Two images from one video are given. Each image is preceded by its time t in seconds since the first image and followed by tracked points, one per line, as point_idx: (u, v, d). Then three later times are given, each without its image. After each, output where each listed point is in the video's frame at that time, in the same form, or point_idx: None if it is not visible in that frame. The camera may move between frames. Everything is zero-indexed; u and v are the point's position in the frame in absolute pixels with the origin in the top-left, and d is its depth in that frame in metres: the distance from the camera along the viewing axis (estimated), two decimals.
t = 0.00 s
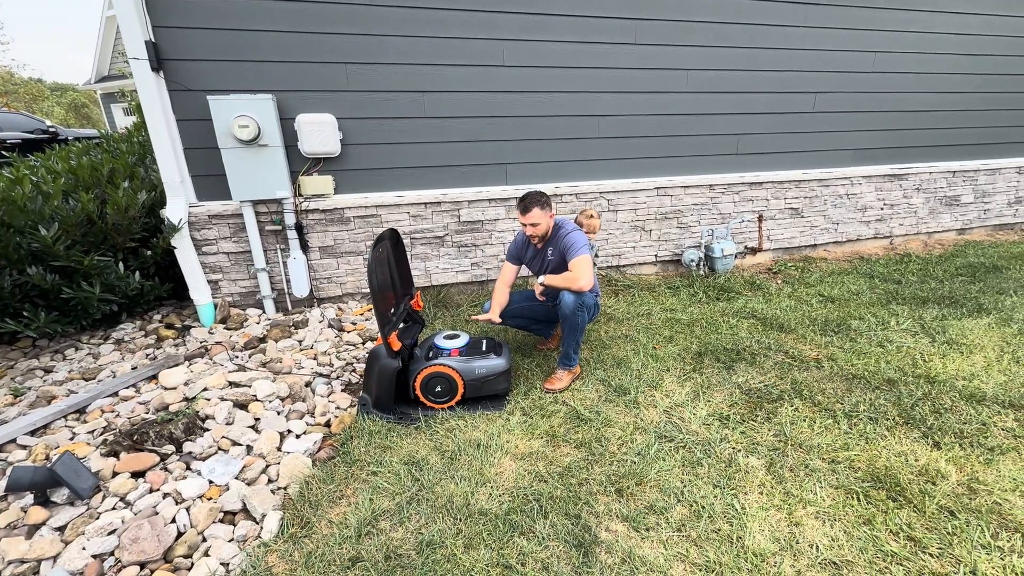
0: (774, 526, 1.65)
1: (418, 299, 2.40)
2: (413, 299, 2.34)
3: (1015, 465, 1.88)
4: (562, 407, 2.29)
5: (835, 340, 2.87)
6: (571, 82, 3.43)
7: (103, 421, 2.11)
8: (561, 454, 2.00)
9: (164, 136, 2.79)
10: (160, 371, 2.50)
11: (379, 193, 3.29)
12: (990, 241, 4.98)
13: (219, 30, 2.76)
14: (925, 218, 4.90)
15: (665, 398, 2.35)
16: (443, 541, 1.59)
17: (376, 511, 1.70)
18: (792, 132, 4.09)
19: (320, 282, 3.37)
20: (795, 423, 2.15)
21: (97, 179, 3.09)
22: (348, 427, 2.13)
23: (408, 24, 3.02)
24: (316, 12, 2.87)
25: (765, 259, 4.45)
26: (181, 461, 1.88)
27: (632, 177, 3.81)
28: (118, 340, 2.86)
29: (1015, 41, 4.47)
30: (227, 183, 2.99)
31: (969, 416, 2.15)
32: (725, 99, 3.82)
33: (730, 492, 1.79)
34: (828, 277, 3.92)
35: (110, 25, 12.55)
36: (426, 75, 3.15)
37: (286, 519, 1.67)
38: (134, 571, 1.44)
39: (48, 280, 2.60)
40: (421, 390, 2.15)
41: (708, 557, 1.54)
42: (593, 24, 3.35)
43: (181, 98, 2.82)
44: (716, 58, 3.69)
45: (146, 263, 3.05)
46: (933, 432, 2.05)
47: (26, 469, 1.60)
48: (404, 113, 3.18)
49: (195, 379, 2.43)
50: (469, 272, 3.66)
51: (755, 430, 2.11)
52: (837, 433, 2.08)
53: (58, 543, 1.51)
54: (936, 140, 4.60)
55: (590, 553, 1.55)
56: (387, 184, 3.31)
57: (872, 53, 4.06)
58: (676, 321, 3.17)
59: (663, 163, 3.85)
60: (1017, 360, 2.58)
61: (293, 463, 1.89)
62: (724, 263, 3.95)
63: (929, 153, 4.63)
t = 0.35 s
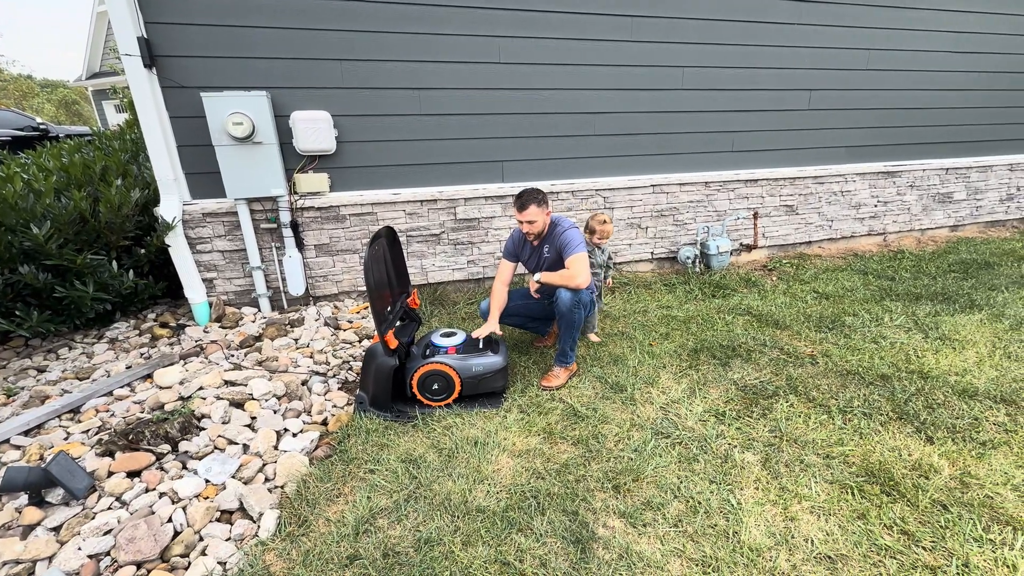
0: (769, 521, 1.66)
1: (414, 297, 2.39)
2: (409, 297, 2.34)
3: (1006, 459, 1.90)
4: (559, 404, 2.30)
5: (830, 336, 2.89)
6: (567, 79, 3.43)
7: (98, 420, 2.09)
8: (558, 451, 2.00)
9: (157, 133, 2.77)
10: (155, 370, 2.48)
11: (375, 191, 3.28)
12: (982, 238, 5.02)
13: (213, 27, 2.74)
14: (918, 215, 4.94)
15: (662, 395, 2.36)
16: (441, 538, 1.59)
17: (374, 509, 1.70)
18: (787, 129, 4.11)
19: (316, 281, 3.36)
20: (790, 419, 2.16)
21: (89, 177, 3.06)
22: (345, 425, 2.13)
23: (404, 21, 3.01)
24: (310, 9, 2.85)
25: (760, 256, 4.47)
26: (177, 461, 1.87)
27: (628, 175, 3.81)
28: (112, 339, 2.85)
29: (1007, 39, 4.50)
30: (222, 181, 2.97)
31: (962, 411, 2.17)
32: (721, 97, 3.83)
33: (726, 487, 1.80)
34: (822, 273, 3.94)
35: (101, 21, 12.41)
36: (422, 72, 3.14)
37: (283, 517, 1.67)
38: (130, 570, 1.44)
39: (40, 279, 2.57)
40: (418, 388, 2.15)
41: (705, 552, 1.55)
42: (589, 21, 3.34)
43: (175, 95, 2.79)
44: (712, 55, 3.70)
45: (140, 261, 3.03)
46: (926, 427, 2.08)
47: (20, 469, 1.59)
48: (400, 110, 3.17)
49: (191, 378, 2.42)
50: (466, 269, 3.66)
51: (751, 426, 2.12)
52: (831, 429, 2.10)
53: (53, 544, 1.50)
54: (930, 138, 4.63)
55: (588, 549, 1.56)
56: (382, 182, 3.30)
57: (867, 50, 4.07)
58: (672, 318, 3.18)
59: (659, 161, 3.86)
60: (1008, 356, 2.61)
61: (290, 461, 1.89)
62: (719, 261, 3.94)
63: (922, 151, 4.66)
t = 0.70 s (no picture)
0: (765, 517, 1.67)
1: (410, 296, 2.39)
2: (406, 295, 2.33)
3: (1000, 455, 1.91)
4: (556, 403, 2.30)
5: (825, 334, 2.90)
6: (563, 77, 3.42)
7: (92, 420, 2.08)
8: (555, 449, 2.01)
9: (151, 131, 2.75)
10: (150, 370, 2.47)
11: (371, 189, 3.27)
12: (976, 236, 5.06)
13: (207, 23, 2.72)
14: (912, 214, 4.97)
15: (659, 393, 2.36)
16: (439, 537, 1.59)
17: (370, 508, 1.70)
18: (783, 128, 4.12)
19: (312, 279, 3.35)
20: (786, 416, 2.17)
21: (82, 175, 3.04)
22: (341, 424, 2.12)
23: (400, 18, 2.99)
24: (306, 6, 2.83)
25: (756, 254, 4.48)
26: (171, 460, 1.86)
27: (625, 173, 3.82)
28: (106, 339, 2.83)
29: (1001, 39, 4.53)
30: (217, 179, 2.95)
31: (956, 408, 2.19)
32: (717, 95, 3.83)
33: (722, 484, 1.81)
34: (818, 272, 3.96)
35: (93, 18, 12.30)
36: (418, 70, 3.12)
37: (279, 517, 1.66)
38: (125, 571, 1.43)
39: (33, 278, 2.55)
40: (414, 386, 2.15)
41: (702, 550, 1.55)
42: (586, 19, 3.34)
43: (169, 92, 2.77)
44: (709, 54, 3.70)
45: (134, 260, 3.00)
46: (921, 424, 2.09)
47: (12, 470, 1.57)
48: (396, 108, 3.15)
49: (186, 377, 2.40)
50: (462, 268, 3.65)
51: (747, 424, 2.13)
52: (827, 426, 2.11)
53: (47, 544, 1.49)
54: (924, 137, 4.66)
55: (585, 546, 1.56)
56: (379, 180, 3.29)
57: (862, 49, 4.09)
58: (669, 316, 3.19)
59: (655, 159, 3.86)
60: (1002, 353, 2.63)
61: (286, 460, 1.88)
62: (716, 259, 3.98)
63: (917, 149, 4.68)
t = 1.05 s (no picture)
0: (763, 516, 1.67)
1: (409, 296, 2.39)
2: (404, 296, 2.33)
3: (995, 454, 1.92)
4: (554, 403, 2.30)
5: (822, 334, 2.91)
6: (561, 78, 3.43)
7: (88, 422, 2.07)
8: (554, 449, 2.01)
9: (148, 131, 2.74)
10: (146, 371, 2.46)
11: (368, 190, 3.26)
12: (971, 236, 5.08)
13: (204, 23, 2.71)
14: (908, 214, 4.99)
15: (657, 393, 2.36)
16: (437, 537, 1.59)
17: (368, 508, 1.69)
18: (780, 128, 4.13)
19: (309, 280, 3.34)
20: (784, 416, 2.18)
21: (78, 175, 3.03)
22: (339, 425, 2.12)
23: (398, 19, 2.99)
24: (303, 6, 2.82)
25: (753, 254, 4.49)
26: (168, 462, 1.85)
27: (622, 173, 3.82)
28: (102, 339, 2.81)
29: (996, 40, 4.55)
30: (213, 179, 2.94)
31: (952, 407, 2.20)
32: (714, 96, 3.85)
33: (720, 484, 1.81)
34: (814, 272, 3.97)
35: (88, 18, 12.26)
36: (416, 70, 3.12)
37: (276, 518, 1.66)
38: (122, 573, 1.42)
39: (28, 279, 2.53)
40: (412, 387, 2.14)
41: (700, 549, 1.56)
42: (584, 20, 3.35)
43: (165, 92, 2.76)
44: (706, 54, 3.71)
45: (130, 261, 2.99)
46: (918, 423, 2.10)
47: (8, 472, 1.56)
48: (393, 108, 3.15)
49: (182, 378, 2.39)
50: (460, 268, 3.65)
51: (745, 423, 2.14)
52: (824, 425, 2.11)
53: (43, 547, 1.48)
54: (920, 137, 4.68)
55: (584, 546, 1.56)
56: (377, 180, 3.28)
57: (858, 50, 4.11)
58: (667, 316, 3.19)
59: (653, 159, 3.87)
60: (997, 352, 2.64)
61: (284, 461, 1.87)
62: (714, 259, 3.99)
63: (912, 150, 4.71)
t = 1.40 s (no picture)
0: (763, 517, 1.68)
1: (408, 297, 2.39)
2: (403, 297, 2.33)
3: (994, 454, 1.93)
4: (553, 404, 2.30)
5: (821, 334, 2.92)
6: (560, 79, 3.43)
7: (86, 423, 2.06)
8: (553, 450, 2.01)
9: (147, 132, 2.74)
10: (145, 372, 2.45)
11: (368, 191, 3.26)
12: (969, 237, 5.10)
13: (203, 25, 2.71)
14: (906, 214, 5.00)
15: (656, 393, 2.37)
16: (436, 538, 1.59)
17: (368, 510, 1.69)
18: (778, 130, 4.14)
19: (308, 281, 3.34)
20: (782, 416, 2.18)
21: (76, 176, 3.02)
22: (339, 426, 2.12)
23: (396, 20, 3.00)
24: (302, 7, 2.83)
25: (752, 255, 4.50)
26: (167, 463, 1.85)
27: (621, 174, 3.83)
28: (101, 341, 2.81)
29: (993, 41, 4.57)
30: (212, 181, 2.94)
31: (950, 407, 2.21)
32: (712, 97, 3.86)
33: (719, 484, 1.81)
34: (813, 272, 3.98)
35: (87, 19, 12.24)
36: (415, 71, 3.13)
37: (275, 519, 1.66)
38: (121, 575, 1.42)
39: (26, 280, 2.53)
40: (411, 388, 2.14)
41: (700, 550, 1.56)
42: (582, 21, 3.35)
43: (164, 93, 2.76)
44: (704, 56, 3.72)
45: (129, 262, 2.98)
46: (916, 423, 2.10)
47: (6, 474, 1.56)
48: (393, 109, 3.15)
49: (181, 380, 2.39)
50: (459, 269, 3.65)
51: (744, 424, 2.14)
52: (823, 426, 2.12)
53: (41, 549, 1.48)
54: (918, 138, 4.70)
55: (584, 547, 1.56)
56: (376, 182, 3.28)
57: (856, 52, 4.12)
58: (666, 317, 3.20)
59: (651, 160, 3.87)
60: (995, 352, 2.65)
61: (283, 462, 1.87)
62: (712, 260, 3.99)
63: (910, 151, 4.72)
